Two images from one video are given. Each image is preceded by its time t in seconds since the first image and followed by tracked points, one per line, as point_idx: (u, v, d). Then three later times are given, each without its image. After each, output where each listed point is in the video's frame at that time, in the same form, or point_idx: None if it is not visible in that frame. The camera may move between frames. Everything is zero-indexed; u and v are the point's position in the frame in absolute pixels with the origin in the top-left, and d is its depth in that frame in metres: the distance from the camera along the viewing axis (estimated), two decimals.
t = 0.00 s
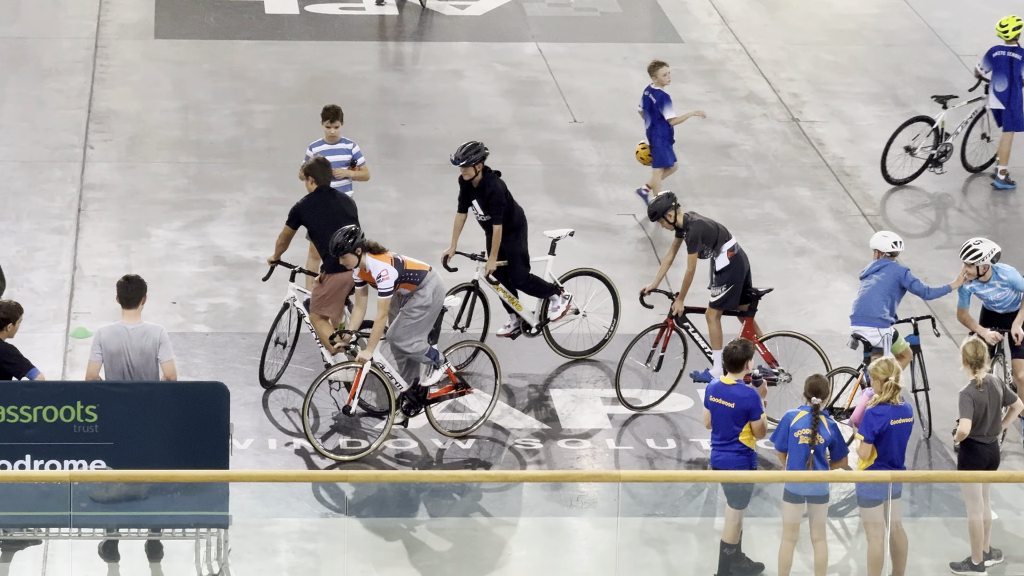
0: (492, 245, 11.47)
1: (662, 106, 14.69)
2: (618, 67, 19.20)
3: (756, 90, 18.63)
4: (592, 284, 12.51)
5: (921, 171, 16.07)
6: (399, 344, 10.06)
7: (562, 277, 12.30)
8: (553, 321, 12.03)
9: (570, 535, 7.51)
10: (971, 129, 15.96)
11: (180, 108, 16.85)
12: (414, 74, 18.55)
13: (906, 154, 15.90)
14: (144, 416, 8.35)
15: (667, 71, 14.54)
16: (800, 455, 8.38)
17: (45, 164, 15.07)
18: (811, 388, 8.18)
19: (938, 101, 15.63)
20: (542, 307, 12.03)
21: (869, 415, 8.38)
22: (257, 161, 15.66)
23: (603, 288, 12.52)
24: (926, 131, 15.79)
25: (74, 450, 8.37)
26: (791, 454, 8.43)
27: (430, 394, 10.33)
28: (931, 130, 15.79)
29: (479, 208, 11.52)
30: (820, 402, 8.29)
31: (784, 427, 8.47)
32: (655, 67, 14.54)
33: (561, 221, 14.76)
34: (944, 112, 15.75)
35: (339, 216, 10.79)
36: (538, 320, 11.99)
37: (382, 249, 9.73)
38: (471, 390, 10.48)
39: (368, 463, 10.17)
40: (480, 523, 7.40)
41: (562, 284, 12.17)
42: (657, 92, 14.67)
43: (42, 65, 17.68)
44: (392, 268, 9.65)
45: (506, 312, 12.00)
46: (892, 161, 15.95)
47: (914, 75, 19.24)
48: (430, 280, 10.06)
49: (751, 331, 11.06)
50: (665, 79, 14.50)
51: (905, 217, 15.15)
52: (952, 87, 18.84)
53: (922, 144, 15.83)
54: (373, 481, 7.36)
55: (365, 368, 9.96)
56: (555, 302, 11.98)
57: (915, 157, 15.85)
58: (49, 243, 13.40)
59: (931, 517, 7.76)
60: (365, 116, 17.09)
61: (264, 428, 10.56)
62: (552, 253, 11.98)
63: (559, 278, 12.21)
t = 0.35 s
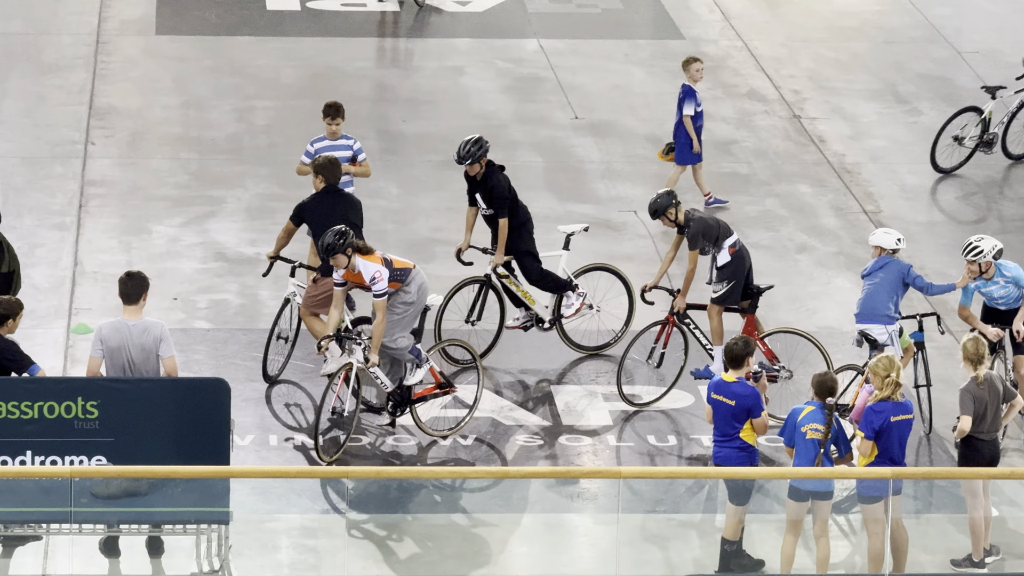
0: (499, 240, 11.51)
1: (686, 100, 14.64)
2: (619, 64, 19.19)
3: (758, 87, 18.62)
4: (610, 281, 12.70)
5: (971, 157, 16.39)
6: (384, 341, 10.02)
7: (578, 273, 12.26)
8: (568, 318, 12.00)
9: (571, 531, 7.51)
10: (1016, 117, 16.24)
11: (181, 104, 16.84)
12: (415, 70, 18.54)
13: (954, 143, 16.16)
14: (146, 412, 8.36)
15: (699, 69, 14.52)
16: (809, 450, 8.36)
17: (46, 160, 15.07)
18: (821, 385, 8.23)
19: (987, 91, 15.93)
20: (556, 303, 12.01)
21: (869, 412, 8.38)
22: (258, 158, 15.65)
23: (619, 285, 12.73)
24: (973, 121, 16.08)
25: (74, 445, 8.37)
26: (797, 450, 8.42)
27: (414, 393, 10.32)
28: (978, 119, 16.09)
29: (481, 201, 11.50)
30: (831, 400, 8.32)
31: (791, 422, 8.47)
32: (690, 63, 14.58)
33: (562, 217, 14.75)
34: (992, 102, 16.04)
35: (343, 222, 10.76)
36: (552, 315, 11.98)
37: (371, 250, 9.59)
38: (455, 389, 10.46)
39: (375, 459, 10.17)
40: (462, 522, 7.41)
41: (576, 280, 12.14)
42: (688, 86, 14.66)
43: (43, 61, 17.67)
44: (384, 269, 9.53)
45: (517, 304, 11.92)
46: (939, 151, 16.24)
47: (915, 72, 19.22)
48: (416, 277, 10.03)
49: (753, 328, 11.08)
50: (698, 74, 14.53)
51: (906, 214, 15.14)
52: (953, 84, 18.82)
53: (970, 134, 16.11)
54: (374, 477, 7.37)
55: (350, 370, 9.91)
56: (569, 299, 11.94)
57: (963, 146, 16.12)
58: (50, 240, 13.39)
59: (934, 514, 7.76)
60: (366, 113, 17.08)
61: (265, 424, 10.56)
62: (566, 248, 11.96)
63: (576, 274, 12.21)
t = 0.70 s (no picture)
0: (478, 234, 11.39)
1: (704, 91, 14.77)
2: (619, 62, 19.19)
3: (757, 85, 18.61)
4: (614, 281, 12.59)
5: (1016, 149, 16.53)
6: (368, 339, 9.87)
7: (581, 274, 12.25)
8: (569, 319, 12.00)
9: (571, 529, 7.50)
10: None
11: (181, 102, 16.84)
12: (415, 68, 18.53)
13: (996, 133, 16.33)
14: (145, 410, 8.35)
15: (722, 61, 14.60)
16: (809, 448, 8.35)
17: (46, 158, 15.07)
18: (812, 382, 8.38)
19: None
20: (557, 303, 12.00)
21: (869, 410, 8.38)
22: (257, 156, 15.65)
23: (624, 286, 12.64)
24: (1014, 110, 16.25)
25: (74, 444, 8.37)
26: (794, 449, 8.41)
27: (394, 394, 10.22)
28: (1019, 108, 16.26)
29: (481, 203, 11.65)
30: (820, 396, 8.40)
31: (783, 422, 8.47)
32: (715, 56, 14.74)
33: (562, 215, 14.75)
34: None
35: (339, 219, 10.73)
36: (552, 313, 12.00)
37: (352, 252, 9.60)
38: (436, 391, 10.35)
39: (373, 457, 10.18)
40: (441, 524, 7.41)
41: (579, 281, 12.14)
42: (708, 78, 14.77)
43: (43, 58, 17.66)
44: (362, 270, 9.52)
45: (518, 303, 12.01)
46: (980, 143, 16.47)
47: (915, 70, 19.22)
48: (400, 277, 9.91)
49: (749, 326, 11.08)
50: (720, 67, 14.64)
51: (905, 212, 15.14)
52: (953, 83, 18.82)
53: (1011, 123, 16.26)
54: (373, 476, 7.37)
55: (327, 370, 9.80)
56: (570, 302, 11.93)
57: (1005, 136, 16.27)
58: (50, 238, 13.40)
59: (932, 512, 7.76)
60: (366, 110, 17.07)
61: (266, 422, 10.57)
62: (572, 251, 12.01)
63: (579, 275, 12.21)
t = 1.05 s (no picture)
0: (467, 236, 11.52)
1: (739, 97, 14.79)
2: (619, 65, 19.20)
3: (758, 87, 18.62)
4: (597, 282, 12.47)
5: None
6: (336, 345, 9.86)
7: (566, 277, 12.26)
8: (552, 320, 12.00)
9: (572, 532, 7.51)
10: None
11: (182, 105, 16.85)
12: (415, 71, 18.54)
13: None
14: (146, 413, 8.36)
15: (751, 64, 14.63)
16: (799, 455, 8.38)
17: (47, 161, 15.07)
18: (801, 380, 8.27)
19: None
20: (541, 304, 12.01)
21: (869, 412, 8.37)
22: (258, 159, 15.65)
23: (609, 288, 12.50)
24: None
25: (75, 447, 8.37)
26: (788, 451, 8.41)
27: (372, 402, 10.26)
28: None
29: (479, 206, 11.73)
30: (806, 394, 8.36)
31: (775, 423, 8.45)
32: (740, 59, 14.72)
33: (563, 217, 14.75)
34: None
35: (343, 223, 10.72)
36: (537, 315, 12.00)
37: (326, 257, 9.45)
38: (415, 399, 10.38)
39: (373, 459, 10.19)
40: (418, 533, 7.43)
41: (564, 284, 12.17)
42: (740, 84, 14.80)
43: (44, 61, 17.66)
44: (335, 277, 9.36)
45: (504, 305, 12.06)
46: None
47: (915, 72, 19.22)
48: (376, 287, 9.84)
49: (748, 328, 11.10)
50: (749, 70, 14.62)
51: (906, 214, 15.14)
52: (954, 85, 18.83)
53: None
54: (374, 477, 7.38)
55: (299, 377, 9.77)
56: (555, 302, 11.97)
57: None
58: (50, 241, 13.40)
59: (930, 515, 7.75)
60: (366, 113, 17.08)
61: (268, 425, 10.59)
62: (555, 252, 11.99)
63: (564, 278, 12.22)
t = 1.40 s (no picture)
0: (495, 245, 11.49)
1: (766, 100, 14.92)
2: (619, 68, 19.21)
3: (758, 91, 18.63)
4: (590, 284, 12.58)
5: None
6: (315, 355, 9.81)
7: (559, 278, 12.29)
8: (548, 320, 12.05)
9: (571, 536, 7.53)
10: None
11: (181, 109, 16.86)
12: (415, 75, 18.56)
13: None
14: (145, 417, 8.36)
15: (777, 67, 14.72)
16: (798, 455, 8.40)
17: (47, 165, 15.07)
18: (801, 382, 8.29)
19: None
20: (537, 306, 12.06)
21: (867, 416, 8.38)
22: (258, 163, 15.66)
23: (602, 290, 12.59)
24: None
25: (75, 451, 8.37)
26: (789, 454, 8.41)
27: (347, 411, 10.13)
28: None
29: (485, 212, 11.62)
30: (808, 397, 8.36)
31: (777, 428, 8.47)
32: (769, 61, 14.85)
33: (562, 221, 14.76)
34: None
35: (344, 229, 10.70)
36: (533, 318, 12.02)
37: (305, 266, 9.39)
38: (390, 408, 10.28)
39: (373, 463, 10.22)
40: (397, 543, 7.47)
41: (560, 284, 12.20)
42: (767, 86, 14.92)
43: (44, 65, 17.66)
44: (319, 286, 9.33)
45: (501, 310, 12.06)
46: None
47: (915, 76, 19.23)
48: (351, 294, 9.80)
49: (745, 333, 11.08)
50: (775, 73, 14.73)
51: (905, 218, 15.15)
52: (953, 89, 18.85)
53: None
54: (373, 482, 7.36)
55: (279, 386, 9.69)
56: (550, 302, 12.02)
57: None
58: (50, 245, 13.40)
59: (929, 518, 7.76)
60: (366, 117, 17.09)
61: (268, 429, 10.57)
62: (547, 254, 12.01)
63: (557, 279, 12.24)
